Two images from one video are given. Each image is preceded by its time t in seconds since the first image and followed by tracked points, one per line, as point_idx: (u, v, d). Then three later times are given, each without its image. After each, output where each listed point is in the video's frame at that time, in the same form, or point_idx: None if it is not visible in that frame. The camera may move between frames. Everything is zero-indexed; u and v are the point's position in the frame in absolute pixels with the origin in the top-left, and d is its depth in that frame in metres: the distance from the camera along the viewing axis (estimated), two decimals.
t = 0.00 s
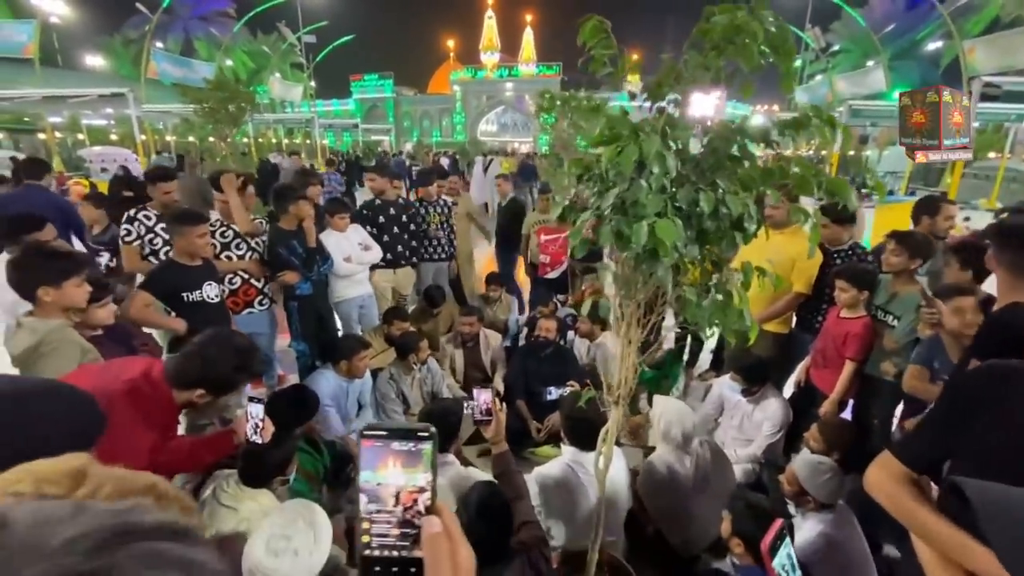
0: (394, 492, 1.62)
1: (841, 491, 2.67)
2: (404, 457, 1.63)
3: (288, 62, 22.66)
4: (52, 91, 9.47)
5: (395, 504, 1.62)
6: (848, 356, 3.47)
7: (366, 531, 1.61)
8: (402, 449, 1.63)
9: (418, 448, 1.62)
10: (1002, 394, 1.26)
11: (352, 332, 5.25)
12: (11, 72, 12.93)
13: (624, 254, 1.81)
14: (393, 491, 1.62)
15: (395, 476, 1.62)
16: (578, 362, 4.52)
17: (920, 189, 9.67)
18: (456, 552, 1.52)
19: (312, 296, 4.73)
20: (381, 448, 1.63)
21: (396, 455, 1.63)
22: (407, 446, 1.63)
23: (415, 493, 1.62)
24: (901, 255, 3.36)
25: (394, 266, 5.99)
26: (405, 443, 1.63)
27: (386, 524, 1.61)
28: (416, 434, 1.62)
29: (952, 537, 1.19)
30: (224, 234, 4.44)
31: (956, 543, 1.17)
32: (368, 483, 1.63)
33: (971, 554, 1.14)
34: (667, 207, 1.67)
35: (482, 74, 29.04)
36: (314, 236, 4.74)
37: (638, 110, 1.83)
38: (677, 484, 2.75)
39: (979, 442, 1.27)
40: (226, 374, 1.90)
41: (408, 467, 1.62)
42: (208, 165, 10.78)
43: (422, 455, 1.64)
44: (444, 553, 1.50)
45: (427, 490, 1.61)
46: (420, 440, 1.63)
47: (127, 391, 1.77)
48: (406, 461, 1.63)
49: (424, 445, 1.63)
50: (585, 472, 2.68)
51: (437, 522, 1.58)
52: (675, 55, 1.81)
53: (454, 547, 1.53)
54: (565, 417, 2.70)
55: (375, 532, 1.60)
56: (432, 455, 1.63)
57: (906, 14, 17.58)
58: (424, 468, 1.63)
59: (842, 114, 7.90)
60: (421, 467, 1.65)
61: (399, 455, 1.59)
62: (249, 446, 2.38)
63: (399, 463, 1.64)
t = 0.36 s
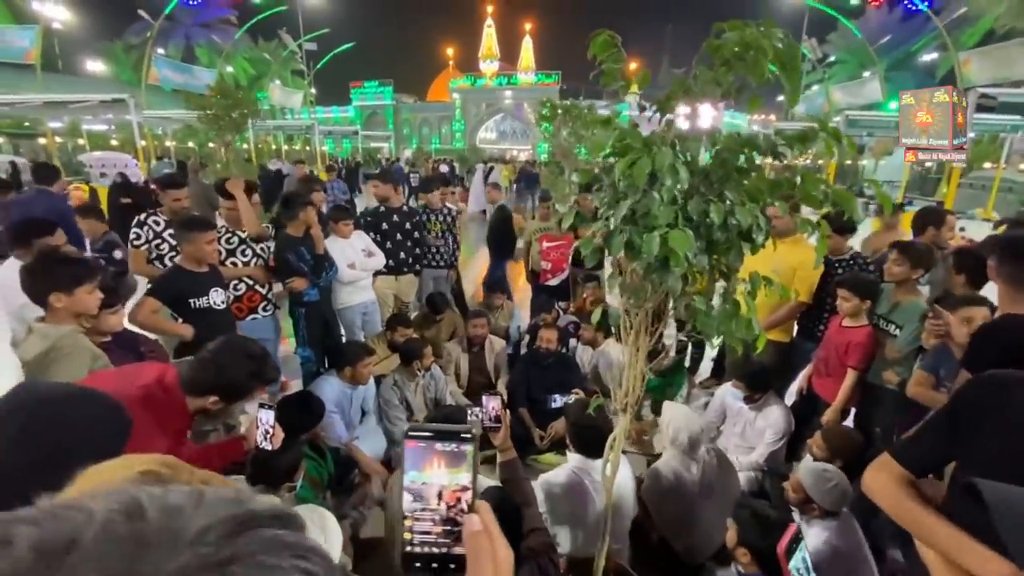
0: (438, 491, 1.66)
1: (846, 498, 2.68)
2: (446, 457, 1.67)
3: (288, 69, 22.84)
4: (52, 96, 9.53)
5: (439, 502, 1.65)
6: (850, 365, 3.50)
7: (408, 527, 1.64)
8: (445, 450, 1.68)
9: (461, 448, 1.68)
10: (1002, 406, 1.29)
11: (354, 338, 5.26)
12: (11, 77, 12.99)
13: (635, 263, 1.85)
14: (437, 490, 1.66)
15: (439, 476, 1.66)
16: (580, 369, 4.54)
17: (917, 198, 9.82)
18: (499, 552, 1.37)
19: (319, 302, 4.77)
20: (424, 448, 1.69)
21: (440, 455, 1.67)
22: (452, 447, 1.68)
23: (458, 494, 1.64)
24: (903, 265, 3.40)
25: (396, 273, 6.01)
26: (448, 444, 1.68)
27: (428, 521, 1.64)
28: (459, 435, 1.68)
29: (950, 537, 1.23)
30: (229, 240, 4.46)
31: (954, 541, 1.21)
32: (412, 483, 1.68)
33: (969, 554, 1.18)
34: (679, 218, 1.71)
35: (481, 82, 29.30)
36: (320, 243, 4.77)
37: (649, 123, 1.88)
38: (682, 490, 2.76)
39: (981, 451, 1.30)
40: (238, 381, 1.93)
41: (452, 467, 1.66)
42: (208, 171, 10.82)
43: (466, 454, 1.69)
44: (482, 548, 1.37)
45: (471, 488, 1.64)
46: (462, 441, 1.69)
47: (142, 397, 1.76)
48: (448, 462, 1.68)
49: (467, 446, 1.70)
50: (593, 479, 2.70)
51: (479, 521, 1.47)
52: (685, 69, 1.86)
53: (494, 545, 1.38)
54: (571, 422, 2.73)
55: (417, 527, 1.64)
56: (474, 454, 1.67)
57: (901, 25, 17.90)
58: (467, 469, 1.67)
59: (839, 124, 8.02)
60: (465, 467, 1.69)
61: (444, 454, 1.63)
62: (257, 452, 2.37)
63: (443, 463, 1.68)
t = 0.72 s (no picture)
0: (478, 496, 1.67)
1: (847, 514, 2.71)
2: (489, 462, 1.72)
3: (287, 81, 23.02)
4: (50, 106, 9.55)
5: (478, 506, 1.66)
6: (849, 380, 3.55)
7: (450, 529, 1.64)
8: (487, 455, 1.73)
9: (502, 455, 1.74)
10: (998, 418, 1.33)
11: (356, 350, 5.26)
12: (8, 87, 13.01)
13: (645, 279, 1.91)
14: (479, 495, 1.68)
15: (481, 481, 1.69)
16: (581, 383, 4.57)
17: (908, 214, 10.01)
18: (538, 555, 1.37)
19: (322, 314, 4.79)
20: (467, 453, 1.73)
21: (482, 460, 1.72)
22: (492, 452, 1.74)
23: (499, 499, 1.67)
24: (900, 282, 3.48)
25: (398, 285, 6.04)
26: (490, 449, 1.73)
27: (470, 524, 1.64)
28: (500, 441, 1.75)
29: (949, 545, 1.34)
30: (233, 252, 4.48)
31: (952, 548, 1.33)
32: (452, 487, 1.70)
33: (965, 560, 1.30)
34: (689, 236, 1.77)
35: (478, 96, 29.67)
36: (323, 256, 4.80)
37: (658, 144, 1.95)
38: (690, 501, 2.76)
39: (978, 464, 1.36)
40: (253, 394, 1.94)
41: (493, 473, 1.71)
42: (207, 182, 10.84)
43: (507, 461, 1.75)
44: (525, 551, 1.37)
45: (510, 493, 1.68)
46: (504, 447, 1.75)
47: (157, 411, 1.82)
48: (490, 468, 1.72)
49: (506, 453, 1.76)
50: (597, 492, 2.72)
51: (518, 524, 1.50)
52: (692, 93, 1.93)
53: (535, 549, 1.39)
54: (578, 435, 2.75)
55: (459, 530, 1.62)
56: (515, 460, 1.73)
57: (890, 46, 18.35)
58: (507, 475, 1.72)
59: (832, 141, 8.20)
60: (505, 474, 1.74)
61: (487, 458, 1.68)
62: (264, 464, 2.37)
63: (485, 469, 1.73)
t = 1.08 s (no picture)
0: (506, 500, 1.74)
1: (853, 526, 2.66)
2: (515, 466, 1.81)
3: (290, 91, 23.21)
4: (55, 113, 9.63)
5: (505, 510, 1.72)
6: (852, 392, 3.56)
7: (477, 531, 1.69)
8: (513, 459, 1.82)
9: (527, 459, 1.82)
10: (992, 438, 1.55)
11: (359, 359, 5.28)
12: (14, 94, 13.10)
13: (655, 290, 1.94)
14: (505, 498, 1.74)
15: (507, 485, 1.77)
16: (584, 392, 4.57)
17: (907, 226, 10.08)
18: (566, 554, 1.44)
19: (327, 321, 4.81)
20: (494, 458, 1.81)
21: (508, 465, 1.81)
22: (519, 457, 1.83)
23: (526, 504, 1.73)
24: (903, 293, 3.51)
25: (403, 293, 6.07)
26: (517, 453, 1.82)
27: (496, 526, 1.69)
28: (527, 445, 1.83)
29: (958, 558, 1.42)
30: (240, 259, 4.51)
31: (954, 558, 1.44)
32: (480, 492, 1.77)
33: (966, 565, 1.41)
34: (699, 248, 1.81)
35: (480, 106, 29.92)
36: (329, 264, 4.83)
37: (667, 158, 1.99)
38: (696, 510, 2.76)
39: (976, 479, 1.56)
40: (268, 400, 1.97)
41: (519, 477, 1.78)
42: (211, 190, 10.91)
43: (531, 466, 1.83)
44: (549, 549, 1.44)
45: (535, 497, 1.75)
46: (529, 452, 1.83)
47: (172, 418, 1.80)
48: (515, 473, 1.80)
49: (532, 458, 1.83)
50: (601, 504, 2.70)
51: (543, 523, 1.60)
52: (700, 109, 1.97)
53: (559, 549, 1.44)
54: (582, 445, 2.76)
55: (486, 532, 1.68)
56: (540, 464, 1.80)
57: (888, 60, 18.55)
58: (532, 479, 1.79)
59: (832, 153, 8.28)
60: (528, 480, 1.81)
61: (514, 462, 1.77)
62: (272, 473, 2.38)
63: (510, 474, 1.80)
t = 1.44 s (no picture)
0: (532, 502, 1.74)
1: (866, 534, 2.74)
2: (541, 469, 1.77)
3: (297, 100, 23.49)
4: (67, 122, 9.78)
5: (532, 513, 1.72)
6: (863, 401, 3.55)
7: (503, 533, 1.71)
8: (539, 461, 1.78)
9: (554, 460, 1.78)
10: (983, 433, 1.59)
11: (367, 366, 5.30)
12: (28, 104, 13.35)
13: (668, 299, 1.97)
14: (530, 501, 1.73)
15: (532, 487, 1.75)
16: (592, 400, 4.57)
17: (914, 233, 10.07)
18: (590, 554, 1.47)
19: (335, 329, 4.84)
20: (521, 459, 1.79)
21: (534, 467, 1.78)
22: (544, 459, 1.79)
23: (554, 508, 1.72)
24: (912, 301, 3.50)
25: (411, 301, 6.10)
26: (542, 455, 1.79)
27: (522, 528, 1.70)
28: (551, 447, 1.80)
29: (954, 549, 1.53)
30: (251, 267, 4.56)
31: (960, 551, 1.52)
32: (508, 494, 1.75)
33: (962, 558, 1.50)
34: (712, 257, 1.83)
35: (485, 115, 30.14)
36: (338, 271, 4.87)
37: (677, 167, 2.01)
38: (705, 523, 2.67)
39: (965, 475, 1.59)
40: (285, 405, 2.01)
41: (545, 479, 1.76)
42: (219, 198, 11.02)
43: (558, 469, 1.79)
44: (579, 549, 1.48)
45: (561, 500, 1.73)
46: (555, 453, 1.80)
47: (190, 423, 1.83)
48: (541, 475, 1.77)
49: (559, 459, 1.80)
50: (611, 512, 2.69)
51: (569, 527, 1.62)
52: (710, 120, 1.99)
53: (587, 551, 1.48)
54: (590, 454, 2.77)
55: (512, 534, 1.70)
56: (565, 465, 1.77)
57: (892, 68, 18.62)
58: (558, 481, 1.76)
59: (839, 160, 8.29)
60: (554, 482, 1.79)
61: (541, 464, 1.74)
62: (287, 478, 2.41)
63: (535, 476, 1.78)
